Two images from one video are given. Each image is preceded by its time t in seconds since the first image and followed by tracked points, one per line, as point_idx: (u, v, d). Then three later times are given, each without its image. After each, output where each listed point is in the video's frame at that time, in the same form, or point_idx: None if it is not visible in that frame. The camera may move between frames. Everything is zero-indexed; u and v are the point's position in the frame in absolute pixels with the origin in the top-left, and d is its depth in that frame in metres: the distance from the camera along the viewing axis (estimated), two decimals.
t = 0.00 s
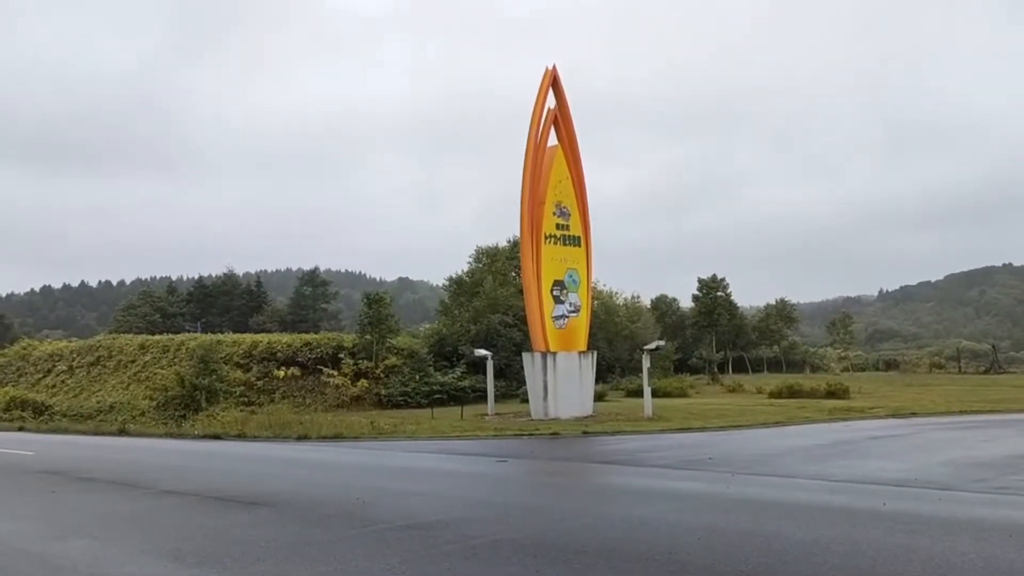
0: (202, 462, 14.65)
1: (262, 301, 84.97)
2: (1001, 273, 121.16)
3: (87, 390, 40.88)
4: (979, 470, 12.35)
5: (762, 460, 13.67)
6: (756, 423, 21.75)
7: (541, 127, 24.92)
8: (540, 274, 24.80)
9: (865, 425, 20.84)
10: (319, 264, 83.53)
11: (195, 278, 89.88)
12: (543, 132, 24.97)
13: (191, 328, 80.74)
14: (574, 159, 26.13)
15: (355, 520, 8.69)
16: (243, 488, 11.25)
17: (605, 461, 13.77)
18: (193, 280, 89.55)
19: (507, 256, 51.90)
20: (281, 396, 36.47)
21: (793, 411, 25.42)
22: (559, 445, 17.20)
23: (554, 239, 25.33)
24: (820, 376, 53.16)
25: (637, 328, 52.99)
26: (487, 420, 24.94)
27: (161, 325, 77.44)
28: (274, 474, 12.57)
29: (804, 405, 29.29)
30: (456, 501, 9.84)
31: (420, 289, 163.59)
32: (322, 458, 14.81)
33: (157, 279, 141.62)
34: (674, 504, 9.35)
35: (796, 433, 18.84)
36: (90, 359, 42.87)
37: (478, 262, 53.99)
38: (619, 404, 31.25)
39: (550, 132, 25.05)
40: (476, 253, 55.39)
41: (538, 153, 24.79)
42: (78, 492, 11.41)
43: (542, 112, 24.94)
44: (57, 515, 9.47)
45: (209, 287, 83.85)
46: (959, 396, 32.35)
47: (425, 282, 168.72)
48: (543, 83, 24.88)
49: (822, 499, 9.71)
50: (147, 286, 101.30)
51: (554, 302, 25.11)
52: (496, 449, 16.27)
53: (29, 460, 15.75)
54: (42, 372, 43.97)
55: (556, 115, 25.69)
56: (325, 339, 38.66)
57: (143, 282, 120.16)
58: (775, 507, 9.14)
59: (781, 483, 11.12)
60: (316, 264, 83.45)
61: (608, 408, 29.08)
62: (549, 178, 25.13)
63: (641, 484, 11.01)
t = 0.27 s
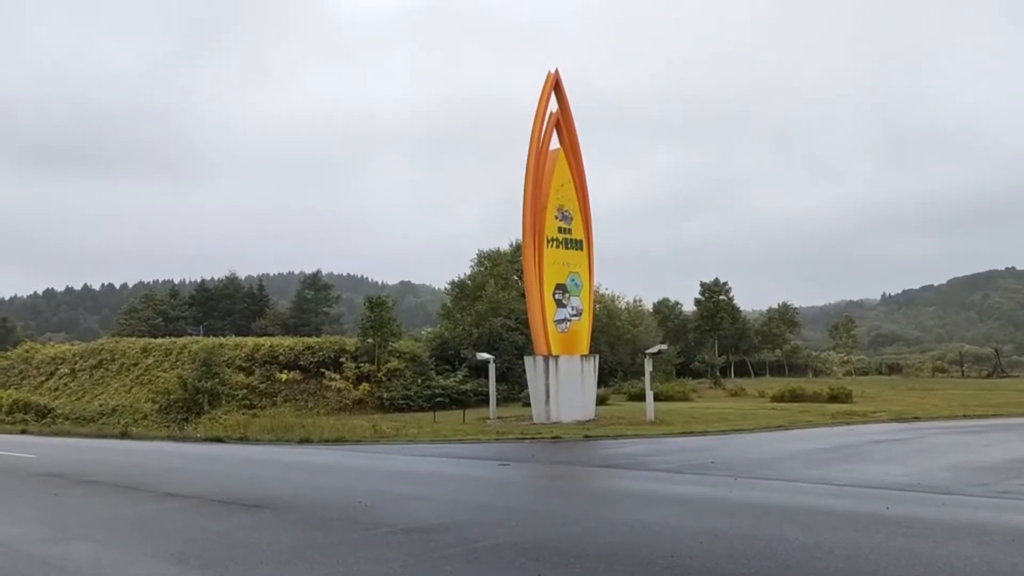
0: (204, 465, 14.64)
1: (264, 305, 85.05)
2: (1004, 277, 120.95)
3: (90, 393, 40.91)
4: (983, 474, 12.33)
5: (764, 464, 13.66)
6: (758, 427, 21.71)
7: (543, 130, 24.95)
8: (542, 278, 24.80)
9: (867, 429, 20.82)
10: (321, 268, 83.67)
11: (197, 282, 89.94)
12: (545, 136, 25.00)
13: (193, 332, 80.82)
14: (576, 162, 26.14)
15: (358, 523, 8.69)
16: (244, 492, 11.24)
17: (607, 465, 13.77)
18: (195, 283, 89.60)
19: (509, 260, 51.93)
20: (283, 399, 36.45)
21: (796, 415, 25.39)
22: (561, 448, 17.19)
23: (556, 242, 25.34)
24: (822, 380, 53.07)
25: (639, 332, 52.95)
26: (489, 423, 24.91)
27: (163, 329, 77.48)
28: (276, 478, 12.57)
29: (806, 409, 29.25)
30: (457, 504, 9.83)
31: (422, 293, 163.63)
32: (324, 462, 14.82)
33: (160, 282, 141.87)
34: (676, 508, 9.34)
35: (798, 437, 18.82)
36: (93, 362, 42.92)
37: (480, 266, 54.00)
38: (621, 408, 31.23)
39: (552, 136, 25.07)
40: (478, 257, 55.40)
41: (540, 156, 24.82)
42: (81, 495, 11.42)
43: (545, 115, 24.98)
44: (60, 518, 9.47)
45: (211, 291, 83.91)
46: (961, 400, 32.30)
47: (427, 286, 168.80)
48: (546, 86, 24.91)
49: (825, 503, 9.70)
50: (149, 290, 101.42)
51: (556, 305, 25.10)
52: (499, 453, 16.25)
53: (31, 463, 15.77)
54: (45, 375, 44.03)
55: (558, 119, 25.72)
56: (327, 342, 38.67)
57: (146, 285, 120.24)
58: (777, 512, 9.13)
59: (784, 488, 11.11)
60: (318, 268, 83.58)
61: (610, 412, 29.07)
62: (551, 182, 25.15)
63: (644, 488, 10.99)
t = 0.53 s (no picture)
0: (204, 468, 14.63)
1: (265, 308, 85.10)
2: (1005, 281, 120.79)
3: (92, 396, 40.92)
4: (984, 478, 12.32)
5: (765, 468, 13.64)
6: (759, 431, 21.69)
7: (544, 134, 24.97)
8: (543, 281, 24.81)
9: (868, 433, 20.79)
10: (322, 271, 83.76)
11: (198, 284, 89.98)
12: (546, 139, 25.02)
13: (195, 335, 80.85)
14: (577, 165, 26.16)
15: (359, 526, 8.69)
16: (245, 495, 11.23)
17: (608, 469, 13.76)
18: (196, 286, 89.59)
19: (510, 263, 51.94)
20: (284, 402, 36.43)
21: (797, 419, 25.36)
22: (562, 452, 17.18)
23: (557, 245, 25.36)
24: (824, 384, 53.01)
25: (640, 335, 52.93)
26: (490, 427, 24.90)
27: (164, 332, 77.47)
28: (277, 480, 12.56)
29: (807, 413, 29.21)
30: (458, 508, 9.83)
31: (423, 296, 163.66)
32: (326, 465, 14.81)
33: (161, 285, 142.01)
34: (678, 512, 9.33)
35: (799, 441, 18.80)
36: (94, 364, 42.93)
37: (481, 269, 54.01)
38: (622, 411, 31.22)
39: (553, 139, 25.09)
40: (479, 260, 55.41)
41: (541, 160, 24.84)
42: (82, 497, 11.42)
43: (545, 119, 25.00)
44: (61, 521, 9.48)
45: (212, 293, 83.95)
46: (962, 404, 32.26)
47: (428, 289, 168.82)
48: (547, 90, 24.94)
49: (826, 508, 9.69)
50: (150, 292, 101.48)
51: (557, 309, 25.11)
52: (500, 456, 16.24)
53: (32, 466, 15.78)
54: (47, 378, 44.04)
55: (559, 122, 25.73)
56: (328, 345, 38.66)
57: (147, 288, 120.26)
58: (778, 516, 9.12)
59: (785, 492, 11.10)
60: (319, 271, 83.68)
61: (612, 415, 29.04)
62: (552, 185, 25.16)
63: (645, 492, 10.99)
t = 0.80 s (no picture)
0: (204, 470, 14.61)
1: (265, 310, 85.09)
2: (1004, 283, 120.89)
3: (91, 398, 40.87)
4: (983, 481, 12.33)
5: (765, 470, 13.63)
6: (759, 433, 21.69)
7: (543, 136, 24.98)
8: (542, 283, 24.81)
9: (868, 435, 20.79)
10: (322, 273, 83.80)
11: (198, 287, 89.95)
12: (545, 142, 25.03)
13: (194, 337, 80.82)
14: (577, 168, 26.17)
15: (357, 529, 8.68)
16: (244, 497, 11.22)
17: (607, 471, 13.75)
18: (196, 288, 89.51)
19: (509, 265, 51.96)
20: (283, 404, 36.38)
21: (797, 421, 25.36)
22: (561, 454, 17.18)
23: (557, 248, 25.37)
24: (823, 386, 53.05)
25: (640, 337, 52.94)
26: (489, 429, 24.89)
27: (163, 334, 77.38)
28: (276, 483, 12.54)
29: (807, 415, 29.20)
30: (457, 510, 9.82)
31: (423, 298, 163.71)
32: (324, 468, 14.80)
33: (161, 287, 142.04)
34: (677, 514, 9.33)
35: (799, 443, 18.82)
36: (93, 366, 42.88)
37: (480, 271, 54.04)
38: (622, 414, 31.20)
39: (553, 141, 25.10)
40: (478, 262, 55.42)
41: (540, 162, 24.85)
42: (81, 500, 11.40)
43: (545, 121, 25.01)
44: (60, 524, 9.47)
45: (212, 296, 83.93)
46: (962, 406, 32.27)
47: (428, 292, 168.88)
48: (546, 92, 24.96)
49: (825, 510, 9.69)
50: (149, 294, 101.46)
51: (556, 311, 25.11)
52: (498, 459, 16.22)
53: (31, 469, 15.75)
54: (46, 380, 44.00)
55: (559, 124, 25.75)
56: (327, 347, 38.63)
57: (146, 290, 120.28)
58: (778, 518, 9.11)
59: (785, 494, 11.10)
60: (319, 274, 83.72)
61: (611, 417, 29.03)
62: (551, 187, 25.17)
63: (644, 495, 10.98)
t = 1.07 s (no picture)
0: (200, 471, 14.59)
1: (261, 311, 84.97)
2: (1000, 284, 121.11)
3: (87, 399, 40.78)
4: (980, 481, 12.35)
5: (762, 470, 13.65)
6: (756, 434, 21.71)
7: (540, 137, 24.97)
8: (539, 284, 24.81)
9: (864, 436, 20.82)
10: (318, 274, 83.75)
11: (195, 287, 89.77)
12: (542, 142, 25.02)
13: (191, 338, 80.68)
14: (574, 169, 26.17)
15: (355, 529, 8.68)
16: (241, 498, 11.20)
17: (604, 472, 13.76)
18: (192, 288, 89.41)
19: (506, 265, 51.98)
20: (280, 405, 36.32)
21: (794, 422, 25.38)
22: (558, 454, 17.19)
23: (554, 248, 25.37)
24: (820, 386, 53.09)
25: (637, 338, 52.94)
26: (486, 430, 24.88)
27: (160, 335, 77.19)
28: (273, 484, 12.53)
29: (804, 416, 29.24)
30: (455, 511, 9.81)
31: (420, 299, 163.66)
32: (321, 468, 14.79)
33: (158, 287, 141.83)
34: (675, 515, 9.33)
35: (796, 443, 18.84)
36: (90, 367, 42.79)
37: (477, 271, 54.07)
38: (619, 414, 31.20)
39: (550, 142, 25.10)
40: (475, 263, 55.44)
41: (538, 163, 24.84)
42: (78, 501, 11.38)
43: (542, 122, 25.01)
44: (57, 525, 9.46)
45: (208, 296, 83.79)
46: (958, 407, 32.33)
47: (425, 292, 168.83)
48: (543, 93, 24.96)
49: (822, 510, 9.70)
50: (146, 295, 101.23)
51: (554, 312, 25.11)
52: (496, 459, 16.23)
53: (27, 469, 15.72)
54: (42, 381, 43.90)
55: (556, 125, 25.75)
56: (324, 347, 38.60)
57: (142, 291, 120.07)
58: (775, 518, 9.12)
59: (782, 495, 11.12)
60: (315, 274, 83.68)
61: (608, 418, 29.05)
62: (549, 188, 25.16)
63: (642, 495, 10.99)
